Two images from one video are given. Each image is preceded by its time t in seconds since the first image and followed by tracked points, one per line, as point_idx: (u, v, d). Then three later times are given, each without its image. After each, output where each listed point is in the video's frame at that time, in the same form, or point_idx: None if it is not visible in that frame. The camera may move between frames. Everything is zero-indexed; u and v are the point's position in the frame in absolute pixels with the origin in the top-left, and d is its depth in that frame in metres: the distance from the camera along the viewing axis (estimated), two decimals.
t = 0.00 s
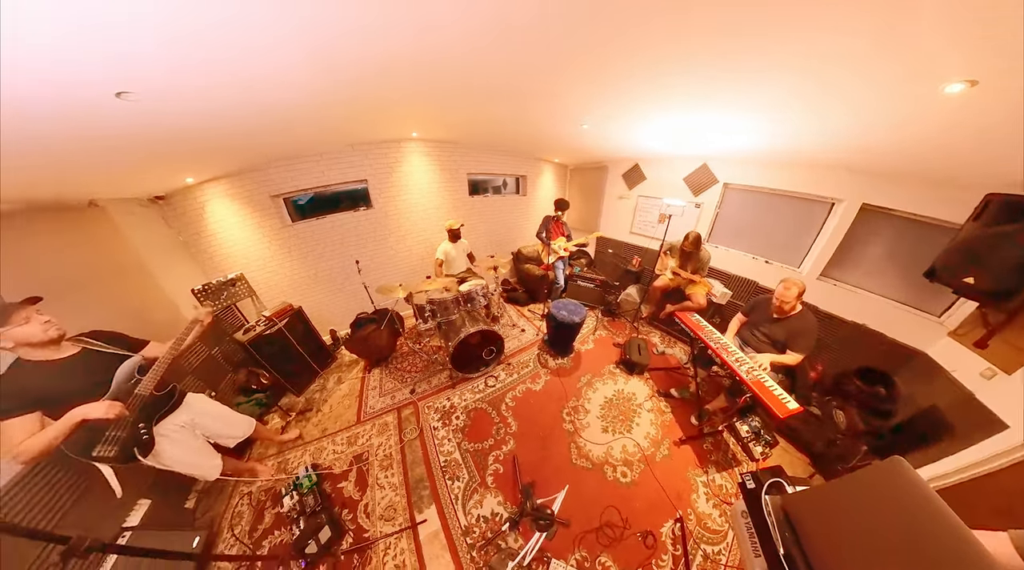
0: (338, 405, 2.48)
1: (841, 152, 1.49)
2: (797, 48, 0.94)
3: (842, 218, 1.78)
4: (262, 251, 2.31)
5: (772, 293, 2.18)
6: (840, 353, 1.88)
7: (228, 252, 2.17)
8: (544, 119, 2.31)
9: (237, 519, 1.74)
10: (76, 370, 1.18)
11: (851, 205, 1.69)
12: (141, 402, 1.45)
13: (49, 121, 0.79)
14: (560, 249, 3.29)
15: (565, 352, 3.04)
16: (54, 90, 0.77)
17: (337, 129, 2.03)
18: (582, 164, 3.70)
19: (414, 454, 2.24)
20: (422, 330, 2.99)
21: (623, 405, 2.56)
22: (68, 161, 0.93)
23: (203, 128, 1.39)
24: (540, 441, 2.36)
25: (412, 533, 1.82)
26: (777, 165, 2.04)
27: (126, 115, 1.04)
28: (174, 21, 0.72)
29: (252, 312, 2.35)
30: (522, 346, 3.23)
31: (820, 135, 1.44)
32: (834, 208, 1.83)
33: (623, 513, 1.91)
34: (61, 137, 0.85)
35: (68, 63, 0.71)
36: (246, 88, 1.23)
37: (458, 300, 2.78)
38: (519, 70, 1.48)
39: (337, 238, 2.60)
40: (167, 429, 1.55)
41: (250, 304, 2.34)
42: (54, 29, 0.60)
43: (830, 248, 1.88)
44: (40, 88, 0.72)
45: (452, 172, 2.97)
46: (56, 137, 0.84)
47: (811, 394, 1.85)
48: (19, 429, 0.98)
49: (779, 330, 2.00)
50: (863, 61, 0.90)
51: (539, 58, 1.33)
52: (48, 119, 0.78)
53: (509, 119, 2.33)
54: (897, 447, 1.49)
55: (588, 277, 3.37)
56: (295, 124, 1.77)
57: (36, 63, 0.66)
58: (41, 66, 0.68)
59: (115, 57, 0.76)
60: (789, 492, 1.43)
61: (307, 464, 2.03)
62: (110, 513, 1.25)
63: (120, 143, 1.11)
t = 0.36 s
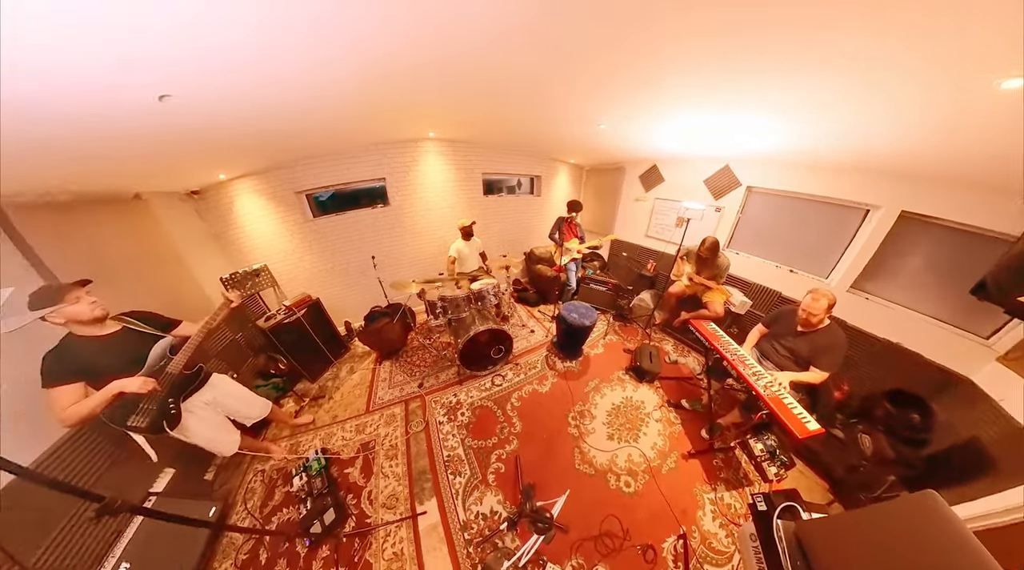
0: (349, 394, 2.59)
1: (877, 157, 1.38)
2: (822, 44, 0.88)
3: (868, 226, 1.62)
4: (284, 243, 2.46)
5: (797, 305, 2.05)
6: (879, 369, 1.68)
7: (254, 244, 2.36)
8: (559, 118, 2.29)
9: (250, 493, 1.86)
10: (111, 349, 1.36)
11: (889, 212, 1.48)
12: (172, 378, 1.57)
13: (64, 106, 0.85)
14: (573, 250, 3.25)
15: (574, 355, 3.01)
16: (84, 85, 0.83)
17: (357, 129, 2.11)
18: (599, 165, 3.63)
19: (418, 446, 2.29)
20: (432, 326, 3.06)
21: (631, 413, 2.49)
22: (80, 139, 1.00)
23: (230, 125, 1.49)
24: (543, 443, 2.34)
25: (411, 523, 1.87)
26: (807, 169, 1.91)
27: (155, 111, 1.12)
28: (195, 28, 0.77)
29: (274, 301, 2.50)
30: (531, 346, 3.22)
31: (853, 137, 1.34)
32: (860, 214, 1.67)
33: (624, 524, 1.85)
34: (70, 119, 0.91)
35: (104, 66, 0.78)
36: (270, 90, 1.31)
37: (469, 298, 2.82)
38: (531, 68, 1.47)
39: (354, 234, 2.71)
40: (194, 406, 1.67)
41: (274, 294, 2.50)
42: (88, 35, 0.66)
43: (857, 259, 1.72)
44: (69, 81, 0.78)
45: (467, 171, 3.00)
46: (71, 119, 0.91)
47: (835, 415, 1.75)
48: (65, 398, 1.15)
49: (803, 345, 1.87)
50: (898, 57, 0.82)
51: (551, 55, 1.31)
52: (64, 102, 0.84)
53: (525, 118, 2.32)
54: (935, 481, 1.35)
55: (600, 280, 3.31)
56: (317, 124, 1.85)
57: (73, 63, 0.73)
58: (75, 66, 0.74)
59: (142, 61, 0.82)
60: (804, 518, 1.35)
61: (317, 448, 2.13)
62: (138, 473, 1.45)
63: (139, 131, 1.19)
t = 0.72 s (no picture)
0: (360, 384, 2.69)
1: (912, 160, 1.27)
2: (847, 38, 0.82)
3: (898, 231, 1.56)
4: (302, 238, 2.57)
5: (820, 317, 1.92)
6: (927, 397, 1.46)
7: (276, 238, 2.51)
8: (573, 118, 2.26)
9: (262, 473, 1.97)
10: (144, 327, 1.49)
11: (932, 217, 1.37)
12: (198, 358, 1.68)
13: (93, 105, 0.90)
14: (585, 252, 3.21)
15: (582, 359, 2.97)
16: (121, 91, 0.89)
17: (374, 129, 2.18)
18: (615, 166, 3.56)
19: (423, 440, 2.34)
20: (442, 323, 3.11)
21: (637, 421, 2.43)
22: (108, 136, 1.07)
23: (254, 127, 1.58)
24: (547, 446, 2.32)
25: (412, 514, 1.91)
26: (837, 171, 1.78)
27: (181, 112, 1.18)
28: (218, 42, 0.81)
29: (292, 292, 2.63)
30: (538, 347, 3.21)
31: (889, 139, 1.23)
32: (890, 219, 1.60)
33: (623, 535, 1.81)
34: (98, 117, 0.96)
35: (135, 74, 0.83)
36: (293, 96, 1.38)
37: (479, 297, 2.85)
38: (543, 67, 1.45)
39: (370, 231, 2.80)
40: (217, 389, 1.77)
41: (294, 285, 2.64)
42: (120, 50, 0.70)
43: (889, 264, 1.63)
44: (101, 86, 0.84)
45: (480, 171, 3.03)
46: (98, 117, 0.96)
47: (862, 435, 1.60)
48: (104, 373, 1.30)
49: (826, 360, 1.76)
50: (939, 51, 0.75)
51: (562, 52, 1.28)
52: (91, 102, 0.88)
53: (538, 118, 2.31)
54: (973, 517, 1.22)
55: (612, 283, 3.24)
56: (336, 125, 1.93)
57: (105, 70, 0.78)
58: (107, 74, 0.80)
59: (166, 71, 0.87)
60: (817, 544, 1.27)
61: (327, 435, 2.22)
62: (162, 443, 1.59)
63: (166, 131, 1.26)
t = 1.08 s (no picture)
0: (371, 375, 2.78)
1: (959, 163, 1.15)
2: (875, 33, 0.76)
3: (942, 244, 1.39)
4: (324, 232, 2.70)
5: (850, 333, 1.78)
6: (957, 422, 1.44)
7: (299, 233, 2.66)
8: (588, 118, 2.22)
9: (275, 453, 2.09)
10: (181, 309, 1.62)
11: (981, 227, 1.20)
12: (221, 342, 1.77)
13: (131, 102, 0.99)
14: (598, 255, 3.14)
15: (591, 363, 2.91)
16: (156, 89, 0.98)
17: (392, 129, 2.25)
18: (634, 166, 3.46)
19: (428, 433, 2.39)
20: (452, 319, 3.16)
21: (644, 431, 2.35)
22: (146, 133, 1.17)
23: (278, 125, 1.68)
24: (550, 448, 2.30)
25: (412, 505, 1.95)
26: (875, 175, 1.64)
27: (209, 108, 1.27)
28: (235, 42, 0.87)
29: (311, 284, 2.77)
30: (547, 349, 3.18)
31: (927, 142, 1.13)
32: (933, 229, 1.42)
33: (622, 546, 1.76)
34: (135, 112, 1.06)
35: (162, 72, 0.90)
36: (315, 96, 1.45)
37: (490, 296, 2.86)
38: (554, 65, 1.43)
39: (386, 227, 2.89)
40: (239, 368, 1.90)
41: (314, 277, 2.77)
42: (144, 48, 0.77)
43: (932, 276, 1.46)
44: (137, 86, 0.92)
45: (495, 170, 3.05)
46: (136, 113, 1.05)
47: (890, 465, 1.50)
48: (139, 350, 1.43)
49: (855, 380, 1.62)
50: (979, 44, 0.68)
51: (573, 50, 1.26)
52: (128, 98, 0.97)
53: (554, 118, 2.29)
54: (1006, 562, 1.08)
55: (625, 287, 3.16)
56: (355, 124, 2.00)
57: (140, 71, 0.85)
58: (144, 76, 0.87)
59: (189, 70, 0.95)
60: None
61: (337, 422, 2.33)
62: (186, 417, 1.72)
63: (196, 125, 1.36)
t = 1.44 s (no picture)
0: (381, 367, 2.88)
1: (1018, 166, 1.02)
2: (917, 17, 0.68)
3: (986, 253, 1.16)
4: (343, 228, 2.83)
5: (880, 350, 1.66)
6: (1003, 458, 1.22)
7: (321, 228, 2.79)
8: (604, 117, 2.17)
9: (288, 435, 2.21)
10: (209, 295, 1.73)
11: None
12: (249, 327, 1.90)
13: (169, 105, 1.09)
14: (612, 258, 3.07)
15: (601, 368, 2.85)
16: (193, 95, 1.07)
17: (409, 129, 2.31)
18: (653, 168, 3.35)
19: (433, 427, 2.44)
20: (462, 317, 3.20)
21: (651, 440, 2.28)
22: (181, 132, 1.27)
23: (301, 125, 1.77)
24: (552, 451, 2.28)
25: (414, 496, 2.00)
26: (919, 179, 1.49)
27: (242, 111, 1.36)
28: (263, 53, 0.93)
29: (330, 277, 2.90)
30: (555, 351, 3.16)
31: (936, 143, 1.13)
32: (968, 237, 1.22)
33: (620, 557, 1.71)
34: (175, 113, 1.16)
35: (201, 84, 0.97)
36: (334, 98, 1.52)
37: (501, 295, 2.88)
38: (567, 63, 1.40)
39: (401, 225, 2.98)
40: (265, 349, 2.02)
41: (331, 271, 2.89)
42: (187, 61, 0.83)
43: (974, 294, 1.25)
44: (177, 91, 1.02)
45: (510, 170, 3.05)
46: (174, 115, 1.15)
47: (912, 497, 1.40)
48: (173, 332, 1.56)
49: (884, 404, 1.53)
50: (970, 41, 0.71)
51: (586, 46, 1.22)
52: (169, 102, 1.06)
53: (569, 117, 2.26)
54: None
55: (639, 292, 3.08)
56: (373, 124, 2.07)
57: (180, 80, 0.94)
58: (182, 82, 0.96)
59: (226, 79, 1.01)
60: None
61: (347, 410, 2.43)
62: (212, 396, 1.86)
63: (228, 127, 1.46)
